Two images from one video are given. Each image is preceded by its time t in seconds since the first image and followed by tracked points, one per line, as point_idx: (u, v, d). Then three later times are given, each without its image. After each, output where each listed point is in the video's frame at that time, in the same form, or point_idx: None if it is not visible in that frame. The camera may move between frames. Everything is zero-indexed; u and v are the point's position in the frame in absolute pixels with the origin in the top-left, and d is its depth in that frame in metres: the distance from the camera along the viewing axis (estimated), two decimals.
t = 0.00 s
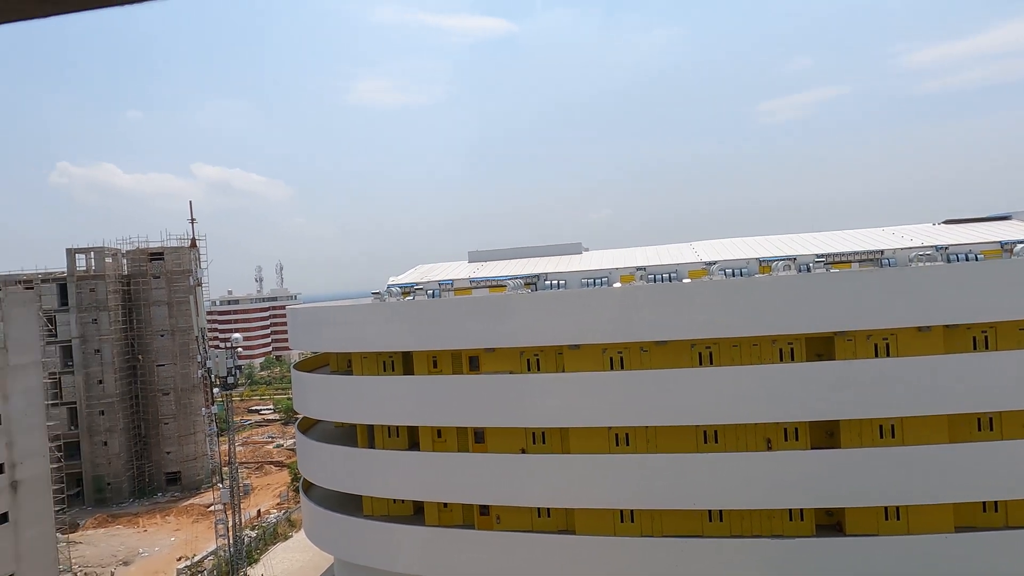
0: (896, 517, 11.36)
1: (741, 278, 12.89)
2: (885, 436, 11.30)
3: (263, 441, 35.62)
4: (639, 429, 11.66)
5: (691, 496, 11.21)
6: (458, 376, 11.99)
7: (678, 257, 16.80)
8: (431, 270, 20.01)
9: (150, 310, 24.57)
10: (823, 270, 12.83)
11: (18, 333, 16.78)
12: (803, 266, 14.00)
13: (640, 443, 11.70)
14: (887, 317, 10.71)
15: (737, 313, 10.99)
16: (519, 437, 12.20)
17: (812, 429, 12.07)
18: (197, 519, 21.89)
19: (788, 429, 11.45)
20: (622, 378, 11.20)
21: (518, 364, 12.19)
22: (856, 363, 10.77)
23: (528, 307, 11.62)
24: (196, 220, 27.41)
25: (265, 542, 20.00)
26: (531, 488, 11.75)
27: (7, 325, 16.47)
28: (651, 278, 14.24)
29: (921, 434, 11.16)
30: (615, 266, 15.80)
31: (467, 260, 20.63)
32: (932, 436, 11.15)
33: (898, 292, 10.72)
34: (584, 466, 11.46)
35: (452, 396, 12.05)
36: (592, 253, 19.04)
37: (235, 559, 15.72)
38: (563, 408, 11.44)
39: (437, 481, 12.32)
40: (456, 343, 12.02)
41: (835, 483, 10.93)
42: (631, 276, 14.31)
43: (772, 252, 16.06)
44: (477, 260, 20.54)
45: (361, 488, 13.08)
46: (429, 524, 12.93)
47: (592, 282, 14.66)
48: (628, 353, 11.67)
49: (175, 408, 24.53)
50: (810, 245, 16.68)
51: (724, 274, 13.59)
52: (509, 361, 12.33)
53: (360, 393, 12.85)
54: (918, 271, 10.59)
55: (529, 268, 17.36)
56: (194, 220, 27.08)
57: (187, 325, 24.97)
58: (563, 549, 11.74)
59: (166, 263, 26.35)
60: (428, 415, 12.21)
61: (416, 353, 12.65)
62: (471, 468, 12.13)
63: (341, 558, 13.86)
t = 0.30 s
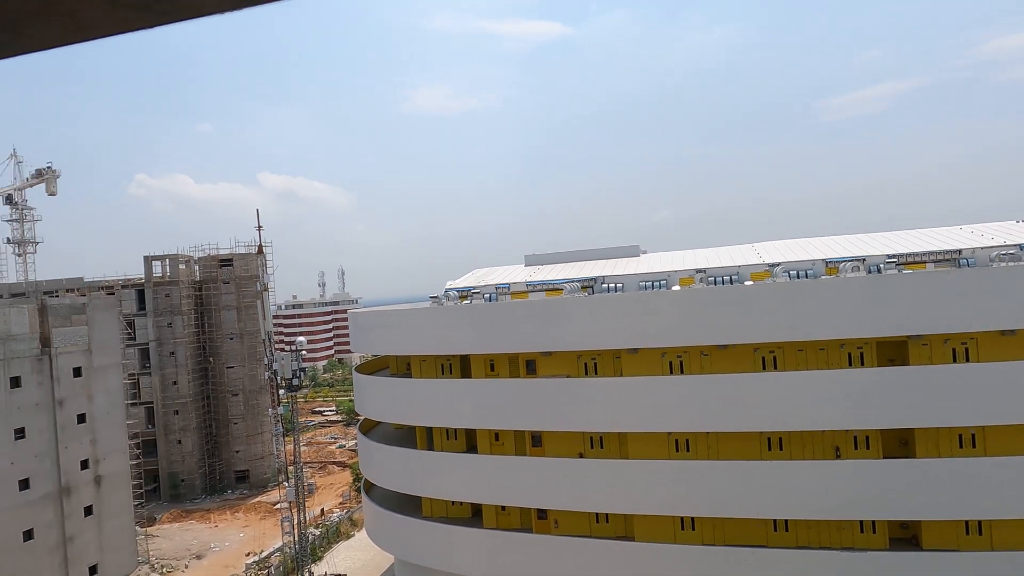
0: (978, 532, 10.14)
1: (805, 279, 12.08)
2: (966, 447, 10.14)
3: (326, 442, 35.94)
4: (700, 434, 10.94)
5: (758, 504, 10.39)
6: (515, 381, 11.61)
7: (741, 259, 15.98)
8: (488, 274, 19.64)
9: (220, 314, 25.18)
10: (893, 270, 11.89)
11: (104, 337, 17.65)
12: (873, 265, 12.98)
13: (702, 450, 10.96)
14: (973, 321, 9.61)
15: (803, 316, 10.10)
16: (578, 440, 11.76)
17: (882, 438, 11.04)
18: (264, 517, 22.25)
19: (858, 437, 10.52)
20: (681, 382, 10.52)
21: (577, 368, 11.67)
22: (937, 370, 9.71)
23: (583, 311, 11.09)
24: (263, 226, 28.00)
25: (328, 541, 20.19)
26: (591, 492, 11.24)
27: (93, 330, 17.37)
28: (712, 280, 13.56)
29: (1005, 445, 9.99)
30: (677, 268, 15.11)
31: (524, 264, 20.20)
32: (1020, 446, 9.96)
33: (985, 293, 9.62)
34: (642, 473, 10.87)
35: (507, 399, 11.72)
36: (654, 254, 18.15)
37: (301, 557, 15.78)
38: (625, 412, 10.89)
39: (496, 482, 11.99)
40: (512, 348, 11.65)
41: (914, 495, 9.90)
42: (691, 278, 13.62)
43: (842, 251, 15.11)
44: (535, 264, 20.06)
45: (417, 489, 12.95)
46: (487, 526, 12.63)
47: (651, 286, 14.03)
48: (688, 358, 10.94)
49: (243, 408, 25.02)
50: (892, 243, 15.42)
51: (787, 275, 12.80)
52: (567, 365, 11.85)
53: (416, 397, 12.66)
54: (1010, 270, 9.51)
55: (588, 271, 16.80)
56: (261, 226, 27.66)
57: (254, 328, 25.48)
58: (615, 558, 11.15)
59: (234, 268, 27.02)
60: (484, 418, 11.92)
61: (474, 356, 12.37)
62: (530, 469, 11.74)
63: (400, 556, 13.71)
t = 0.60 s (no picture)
0: None
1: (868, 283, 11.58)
2: None
3: (378, 442, 36.37)
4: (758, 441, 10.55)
5: (820, 515, 9.93)
6: (564, 385, 11.46)
7: (801, 261, 15.44)
8: (538, 277, 19.51)
9: (278, 315, 25.74)
10: (966, 272, 11.29)
11: (170, 337, 18.51)
12: (943, 268, 12.35)
13: (760, 458, 10.57)
14: None
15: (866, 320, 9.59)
16: (630, 446, 11.49)
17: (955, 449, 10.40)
18: (316, 514, 22.56)
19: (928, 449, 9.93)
20: (737, 388, 10.15)
21: (628, 373, 11.41)
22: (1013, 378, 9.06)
23: (635, 315, 10.86)
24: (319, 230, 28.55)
25: (379, 540, 20.41)
26: (643, 499, 10.95)
27: (161, 330, 18.34)
28: (769, 283, 13.11)
29: None
30: (733, 271, 14.70)
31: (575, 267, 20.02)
32: None
33: None
34: (695, 480, 10.54)
35: (557, 403, 11.57)
36: (709, 257, 17.64)
37: (353, 554, 15.98)
38: (678, 418, 10.58)
39: (546, 486, 11.85)
40: (560, 352, 11.51)
41: (991, 512, 9.26)
42: (747, 280, 13.22)
43: (910, 254, 14.44)
44: (586, 267, 19.87)
45: (466, 491, 12.92)
46: (536, 529, 12.50)
47: (705, 288, 13.69)
48: (743, 364, 10.54)
49: (299, 408, 25.48)
50: (966, 243, 14.55)
51: (849, 279, 12.27)
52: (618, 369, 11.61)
53: (467, 400, 12.63)
54: None
55: (640, 274, 16.52)
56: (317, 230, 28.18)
57: (310, 330, 25.99)
58: (667, 566, 10.86)
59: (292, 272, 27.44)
60: (534, 421, 11.79)
61: (524, 359, 12.29)
62: (579, 475, 11.53)
63: (449, 555, 13.71)
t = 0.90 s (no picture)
0: None
1: (929, 291, 11.21)
2: None
3: (427, 444, 36.82)
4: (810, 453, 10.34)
5: (876, 531, 9.65)
6: (611, 391, 11.46)
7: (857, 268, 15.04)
8: (586, 283, 19.55)
9: (331, 318, 26.30)
10: None
11: (228, 339, 19.10)
12: (1011, 277, 11.85)
13: (812, 471, 10.37)
14: None
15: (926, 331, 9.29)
16: (677, 454, 11.41)
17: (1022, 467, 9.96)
18: (366, 514, 23.04)
19: (992, 466, 9.56)
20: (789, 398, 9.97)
21: (676, 380, 11.34)
22: None
23: (687, 322, 10.73)
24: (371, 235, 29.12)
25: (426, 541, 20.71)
26: (691, 509, 10.85)
27: (219, 331, 18.76)
28: (823, 291, 12.83)
29: None
30: (785, 278, 14.42)
31: (624, 273, 19.93)
32: None
33: None
34: (745, 490, 10.39)
35: (604, 408, 11.57)
36: (761, 264, 17.33)
37: (402, 554, 16.30)
38: (727, 428, 10.45)
39: (592, 492, 11.85)
40: (608, 358, 11.54)
41: None
42: (801, 288, 12.96)
43: (975, 262, 13.90)
44: (635, 273, 19.77)
45: (515, 495, 13.02)
46: (582, 536, 12.51)
47: (757, 295, 13.48)
48: (798, 371, 10.33)
49: (350, 409, 25.99)
50: None
51: (909, 287, 11.91)
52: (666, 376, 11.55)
53: (514, 405, 12.75)
54: None
55: (689, 280, 16.36)
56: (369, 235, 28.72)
57: (361, 332, 26.63)
58: None
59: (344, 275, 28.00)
60: (582, 427, 11.81)
61: (571, 365, 12.35)
62: (626, 482, 11.50)
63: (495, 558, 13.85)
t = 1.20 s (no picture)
0: None
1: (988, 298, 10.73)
2: None
3: (466, 446, 36.96)
4: (860, 464, 10.02)
5: (930, 547, 9.27)
6: (651, 397, 11.30)
7: (911, 274, 14.53)
8: (627, 287, 19.35)
9: (373, 320, 26.60)
10: None
11: (274, 339, 19.47)
12: None
13: (861, 482, 10.05)
14: None
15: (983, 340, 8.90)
16: (720, 463, 11.18)
17: None
18: (406, 514, 23.18)
19: None
20: (837, 406, 9.68)
21: (720, 387, 11.12)
22: None
23: (732, 328, 10.49)
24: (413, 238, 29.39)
25: (464, 543, 20.76)
26: (735, 519, 10.60)
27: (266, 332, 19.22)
28: (874, 297, 12.44)
29: None
30: (834, 283, 14.01)
31: (666, 277, 19.69)
32: None
33: None
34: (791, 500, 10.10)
35: (645, 414, 11.41)
36: (809, 269, 16.86)
37: (441, 555, 16.39)
38: (772, 436, 10.19)
39: (632, 499, 11.69)
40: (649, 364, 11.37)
41: None
42: (851, 294, 12.58)
43: None
44: (677, 277, 19.51)
45: (553, 500, 12.93)
46: (622, 543, 12.35)
47: (804, 301, 13.13)
48: (846, 379, 10.02)
49: (390, 410, 26.21)
50: None
51: (966, 293, 11.44)
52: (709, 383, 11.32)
53: (554, 409, 12.68)
54: None
55: (733, 285, 16.06)
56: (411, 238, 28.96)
57: (402, 334, 26.82)
58: None
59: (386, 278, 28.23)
60: (623, 434, 11.66)
61: (612, 370, 12.24)
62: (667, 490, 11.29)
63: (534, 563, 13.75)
